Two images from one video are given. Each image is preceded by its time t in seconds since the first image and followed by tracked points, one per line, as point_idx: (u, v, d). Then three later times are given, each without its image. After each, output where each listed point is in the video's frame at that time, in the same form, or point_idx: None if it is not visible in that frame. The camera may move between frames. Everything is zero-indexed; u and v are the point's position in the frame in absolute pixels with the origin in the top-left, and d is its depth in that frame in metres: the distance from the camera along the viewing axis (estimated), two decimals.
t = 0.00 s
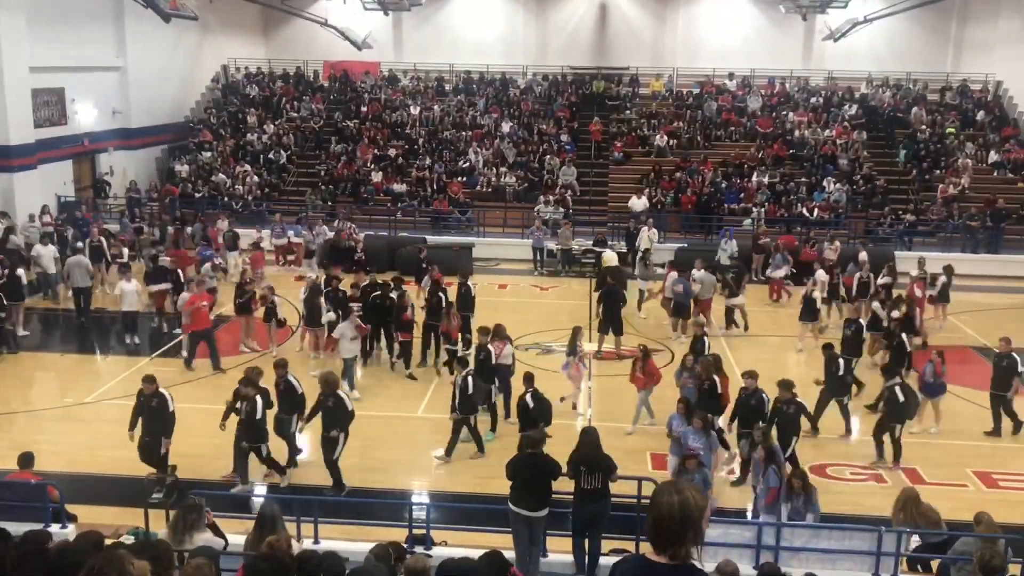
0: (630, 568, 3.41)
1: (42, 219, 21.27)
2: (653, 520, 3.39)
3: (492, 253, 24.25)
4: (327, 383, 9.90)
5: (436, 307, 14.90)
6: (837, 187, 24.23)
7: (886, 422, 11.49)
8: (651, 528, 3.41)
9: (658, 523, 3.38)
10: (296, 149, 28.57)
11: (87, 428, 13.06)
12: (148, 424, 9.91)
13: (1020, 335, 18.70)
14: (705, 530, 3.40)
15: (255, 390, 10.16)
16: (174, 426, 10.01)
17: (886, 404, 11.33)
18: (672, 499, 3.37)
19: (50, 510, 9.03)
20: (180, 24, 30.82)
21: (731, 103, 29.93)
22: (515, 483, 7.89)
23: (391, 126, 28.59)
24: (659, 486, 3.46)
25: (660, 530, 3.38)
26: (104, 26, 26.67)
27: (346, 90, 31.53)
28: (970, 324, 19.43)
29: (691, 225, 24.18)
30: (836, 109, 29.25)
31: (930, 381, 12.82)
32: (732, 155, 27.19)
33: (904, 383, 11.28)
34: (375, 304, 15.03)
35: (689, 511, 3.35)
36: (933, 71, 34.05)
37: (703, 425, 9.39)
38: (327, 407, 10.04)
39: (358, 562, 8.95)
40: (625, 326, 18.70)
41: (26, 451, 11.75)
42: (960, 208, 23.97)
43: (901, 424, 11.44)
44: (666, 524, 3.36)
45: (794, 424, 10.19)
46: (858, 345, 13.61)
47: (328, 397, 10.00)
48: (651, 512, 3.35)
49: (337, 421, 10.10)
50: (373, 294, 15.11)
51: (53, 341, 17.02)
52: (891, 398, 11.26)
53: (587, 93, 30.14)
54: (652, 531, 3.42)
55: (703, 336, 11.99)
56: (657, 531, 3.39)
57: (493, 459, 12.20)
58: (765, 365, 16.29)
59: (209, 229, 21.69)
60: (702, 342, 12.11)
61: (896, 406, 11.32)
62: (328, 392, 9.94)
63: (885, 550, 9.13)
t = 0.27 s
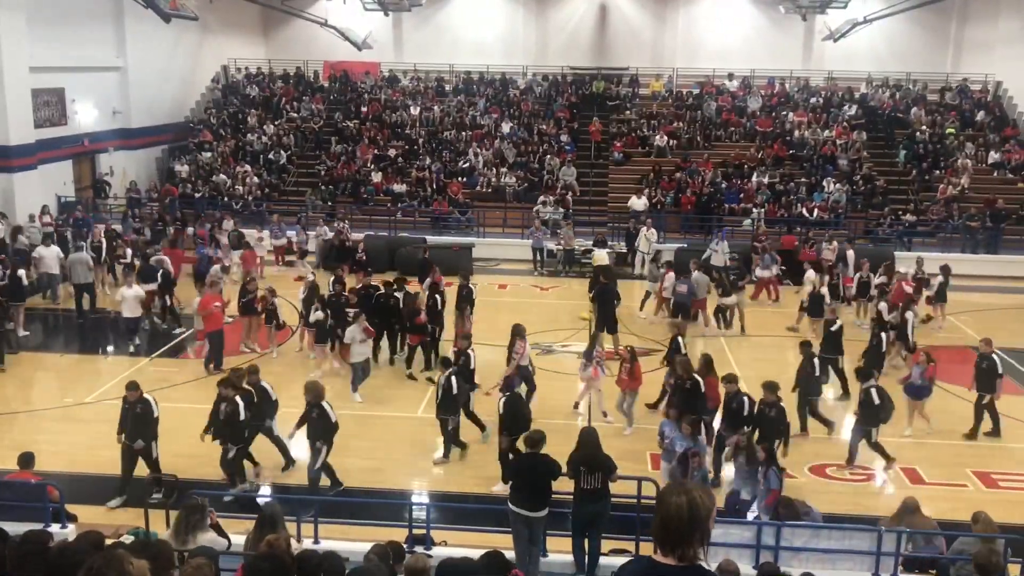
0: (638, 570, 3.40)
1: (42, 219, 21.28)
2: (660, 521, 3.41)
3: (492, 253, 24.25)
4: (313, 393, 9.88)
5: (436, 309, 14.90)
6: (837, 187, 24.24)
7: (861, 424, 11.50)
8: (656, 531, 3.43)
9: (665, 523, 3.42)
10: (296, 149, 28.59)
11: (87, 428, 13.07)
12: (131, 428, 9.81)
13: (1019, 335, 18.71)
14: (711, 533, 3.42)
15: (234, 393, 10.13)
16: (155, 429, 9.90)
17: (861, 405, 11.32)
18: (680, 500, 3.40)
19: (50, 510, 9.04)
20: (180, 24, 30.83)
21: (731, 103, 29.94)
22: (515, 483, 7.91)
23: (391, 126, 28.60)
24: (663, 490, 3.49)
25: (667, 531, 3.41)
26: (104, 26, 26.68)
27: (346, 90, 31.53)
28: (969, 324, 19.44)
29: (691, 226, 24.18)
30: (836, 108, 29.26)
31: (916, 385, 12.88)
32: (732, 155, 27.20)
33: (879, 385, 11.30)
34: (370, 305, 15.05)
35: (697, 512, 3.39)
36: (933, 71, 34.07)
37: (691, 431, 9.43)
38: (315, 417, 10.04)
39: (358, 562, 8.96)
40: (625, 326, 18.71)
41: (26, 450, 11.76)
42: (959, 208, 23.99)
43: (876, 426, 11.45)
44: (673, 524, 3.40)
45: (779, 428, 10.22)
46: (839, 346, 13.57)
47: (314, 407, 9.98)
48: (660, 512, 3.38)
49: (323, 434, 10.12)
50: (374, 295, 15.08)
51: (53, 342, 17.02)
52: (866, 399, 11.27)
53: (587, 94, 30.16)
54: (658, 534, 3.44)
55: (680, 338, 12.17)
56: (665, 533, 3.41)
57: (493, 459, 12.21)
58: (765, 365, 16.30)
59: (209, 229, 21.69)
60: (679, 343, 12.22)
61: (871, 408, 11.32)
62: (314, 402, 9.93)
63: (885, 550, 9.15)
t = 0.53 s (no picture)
0: (649, 572, 3.36)
1: (42, 219, 21.27)
2: (671, 523, 3.36)
3: (492, 253, 24.25)
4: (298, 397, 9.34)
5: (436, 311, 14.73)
6: (837, 187, 24.25)
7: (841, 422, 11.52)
8: (665, 533, 3.38)
9: (676, 526, 3.36)
10: (296, 149, 28.59)
11: (88, 428, 13.08)
12: (115, 435, 9.76)
13: (1019, 335, 18.71)
14: (719, 530, 3.39)
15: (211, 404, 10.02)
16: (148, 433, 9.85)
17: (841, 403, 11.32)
18: (690, 501, 3.34)
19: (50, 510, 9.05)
20: (180, 24, 30.83)
21: (731, 103, 29.94)
22: (515, 484, 7.93)
23: (391, 126, 28.59)
24: (670, 490, 3.42)
25: (679, 533, 3.36)
26: (104, 25, 26.68)
27: (346, 90, 31.54)
28: (969, 324, 19.44)
29: (691, 225, 24.18)
30: (835, 108, 29.27)
31: (906, 386, 12.96)
32: (732, 155, 27.20)
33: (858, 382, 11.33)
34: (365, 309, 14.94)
35: (708, 514, 3.35)
36: (932, 71, 34.07)
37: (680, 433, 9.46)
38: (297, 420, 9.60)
39: (358, 562, 8.97)
40: (625, 326, 18.71)
41: (27, 450, 11.76)
42: (959, 207, 24.00)
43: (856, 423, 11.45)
44: (684, 527, 3.34)
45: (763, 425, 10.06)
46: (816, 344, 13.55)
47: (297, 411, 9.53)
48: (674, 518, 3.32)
49: (305, 438, 9.72)
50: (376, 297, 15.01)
51: (53, 342, 17.03)
52: (847, 397, 11.28)
53: (587, 93, 30.17)
54: (667, 534, 3.39)
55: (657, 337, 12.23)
56: (675, 535, 3.36)
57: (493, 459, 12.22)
58: (764, 365, 16.31)
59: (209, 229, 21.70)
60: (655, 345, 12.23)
61: (853, 406, 11.32)
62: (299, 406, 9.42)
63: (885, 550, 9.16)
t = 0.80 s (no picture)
0: (658, 571, 3.32)
1: (42, 219, 21.26)
2: (681, 522, 3.38)
3: (492, 253, 24.24)
4: (283, 403, 9.52)
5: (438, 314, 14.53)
6: (837, 187, 24.23)
7: (817, 425, 11.50)
8: (673, 533, 3.39)
9: (685, 522, 3.38)
10: (296, 149, 28.59)
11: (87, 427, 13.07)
12: (105, 441, 9.55)
13: (1020, 335, 18.68)
14: (726, 532, 3.43)
15: (189, 402, 9.81)
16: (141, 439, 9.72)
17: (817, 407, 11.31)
18: (701, 500, 3.38)
19: (50, 510, 9.05)
20: (180, 24, 30.83)
21: (731, 103, 29.93)
22: (515, 483, 7.93)
23: (391, 126, 28.57)
24: (680, 491, 3.45)
25: (687, 533, 3.37)
26: (104, 25, 26.67)
27: (346, 90, 31.52)
28: (970, 324, 19.43)
29: (690, 225, 24.17)
30: (835, 108, 29.25)
31: (895, 389, 12.94)
32: (732, 155, 27.19)
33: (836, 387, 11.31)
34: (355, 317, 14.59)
35: (717, 514, 3.38)
36: (932, 70, 34.06)
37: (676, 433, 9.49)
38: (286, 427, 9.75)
39: (358, 562, 8.96)
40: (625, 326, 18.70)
41: (27, 450, 11.76)
42: (959, 207, 23.99)
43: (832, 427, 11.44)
44: (691, 525, 3.37)
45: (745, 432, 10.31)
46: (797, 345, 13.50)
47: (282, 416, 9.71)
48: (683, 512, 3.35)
49: (292, 444, 9.81)
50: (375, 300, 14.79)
51: (52, 342, 17.01)
52: (823, 402, 11.26)
53: (587, 93, 30.16)
54: (675, 535, 3.40)
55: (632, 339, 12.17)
56: (684, 535, 3.37)
57: (492, 459, 12.20)
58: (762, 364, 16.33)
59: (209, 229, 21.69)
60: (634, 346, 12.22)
61: (829, 410, 11.31)
62: (284, 411, 9.57)
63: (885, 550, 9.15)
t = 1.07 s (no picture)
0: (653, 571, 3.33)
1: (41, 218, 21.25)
2: (678, 524, 3.37)
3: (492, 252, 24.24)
4: (264, 405, 9.39)
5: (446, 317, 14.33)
6: (837, 187, 24.20)
7: (796, 425, 11.45)
8: (669, 535, 3.39)
9: (683, 528, 3.37)
10: (296, 149, 28.59)
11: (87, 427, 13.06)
12: (96, 445, 9.49)
13: (1020, 335, 18.69)
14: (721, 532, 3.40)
15: (169, 406, 9.59)
16: (135, 441, 9.68)
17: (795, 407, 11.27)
18: (696, 501, 3.36)
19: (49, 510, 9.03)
20: (180, 23, 30.81)
21: (731, 102, 29.90)
22: (515, 483, 7.91)
23: (391, 126, 28.56)
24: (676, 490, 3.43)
25: (684, 537, 3.37)
26: (104, 25, 26.65)
27: (345, 90, 31.51)
28: (970, 324, 19.42)
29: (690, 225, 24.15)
30: (836, 108, 29.25)
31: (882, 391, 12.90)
32: (732, 154, 27.17)
33: (814, 385, 11.28)
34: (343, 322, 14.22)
35: (713, 515, 3.37)
36: (933, 70, 34.03)
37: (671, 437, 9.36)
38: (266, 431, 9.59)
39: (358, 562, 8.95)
40: (625, 326, 18.68)
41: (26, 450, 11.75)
42: (959, 207, 23.97)
43: (811, 427, 11.40)
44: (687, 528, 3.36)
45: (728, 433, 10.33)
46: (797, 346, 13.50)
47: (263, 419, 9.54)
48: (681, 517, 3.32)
49: (272, 445, 9.62)
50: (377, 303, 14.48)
51: (52, 341, 17.00)
52: (800, 401, 11.23)
53: (587, 92, 30.14)
54: (671, 536, 3.40)
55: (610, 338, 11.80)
56: (680, 538, 3.37)
57: (492, 458, 12.20)
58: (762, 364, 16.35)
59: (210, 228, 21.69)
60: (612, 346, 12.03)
61: (807, 411, 11.29)
62: (265, 414, 9.44)
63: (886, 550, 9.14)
